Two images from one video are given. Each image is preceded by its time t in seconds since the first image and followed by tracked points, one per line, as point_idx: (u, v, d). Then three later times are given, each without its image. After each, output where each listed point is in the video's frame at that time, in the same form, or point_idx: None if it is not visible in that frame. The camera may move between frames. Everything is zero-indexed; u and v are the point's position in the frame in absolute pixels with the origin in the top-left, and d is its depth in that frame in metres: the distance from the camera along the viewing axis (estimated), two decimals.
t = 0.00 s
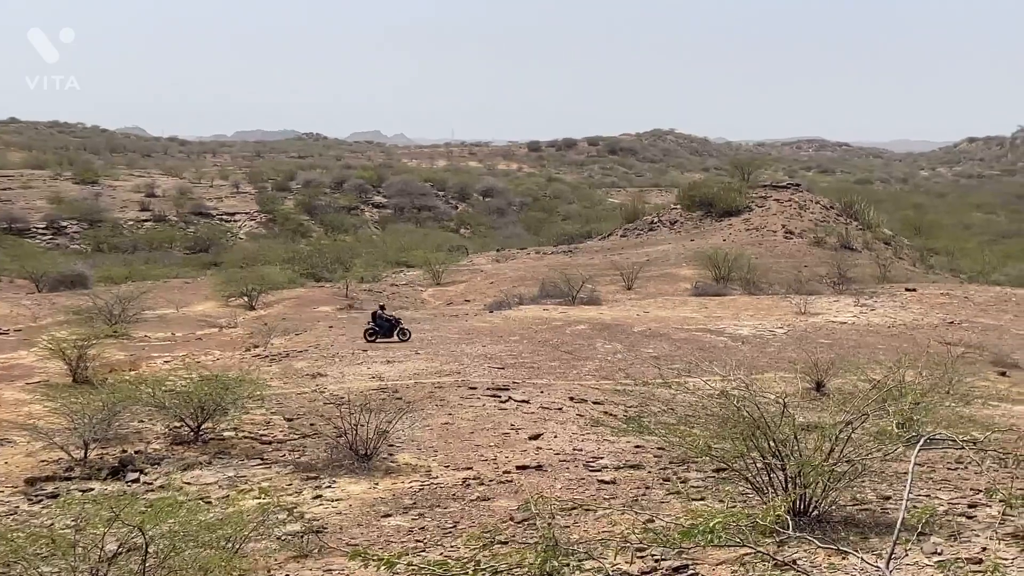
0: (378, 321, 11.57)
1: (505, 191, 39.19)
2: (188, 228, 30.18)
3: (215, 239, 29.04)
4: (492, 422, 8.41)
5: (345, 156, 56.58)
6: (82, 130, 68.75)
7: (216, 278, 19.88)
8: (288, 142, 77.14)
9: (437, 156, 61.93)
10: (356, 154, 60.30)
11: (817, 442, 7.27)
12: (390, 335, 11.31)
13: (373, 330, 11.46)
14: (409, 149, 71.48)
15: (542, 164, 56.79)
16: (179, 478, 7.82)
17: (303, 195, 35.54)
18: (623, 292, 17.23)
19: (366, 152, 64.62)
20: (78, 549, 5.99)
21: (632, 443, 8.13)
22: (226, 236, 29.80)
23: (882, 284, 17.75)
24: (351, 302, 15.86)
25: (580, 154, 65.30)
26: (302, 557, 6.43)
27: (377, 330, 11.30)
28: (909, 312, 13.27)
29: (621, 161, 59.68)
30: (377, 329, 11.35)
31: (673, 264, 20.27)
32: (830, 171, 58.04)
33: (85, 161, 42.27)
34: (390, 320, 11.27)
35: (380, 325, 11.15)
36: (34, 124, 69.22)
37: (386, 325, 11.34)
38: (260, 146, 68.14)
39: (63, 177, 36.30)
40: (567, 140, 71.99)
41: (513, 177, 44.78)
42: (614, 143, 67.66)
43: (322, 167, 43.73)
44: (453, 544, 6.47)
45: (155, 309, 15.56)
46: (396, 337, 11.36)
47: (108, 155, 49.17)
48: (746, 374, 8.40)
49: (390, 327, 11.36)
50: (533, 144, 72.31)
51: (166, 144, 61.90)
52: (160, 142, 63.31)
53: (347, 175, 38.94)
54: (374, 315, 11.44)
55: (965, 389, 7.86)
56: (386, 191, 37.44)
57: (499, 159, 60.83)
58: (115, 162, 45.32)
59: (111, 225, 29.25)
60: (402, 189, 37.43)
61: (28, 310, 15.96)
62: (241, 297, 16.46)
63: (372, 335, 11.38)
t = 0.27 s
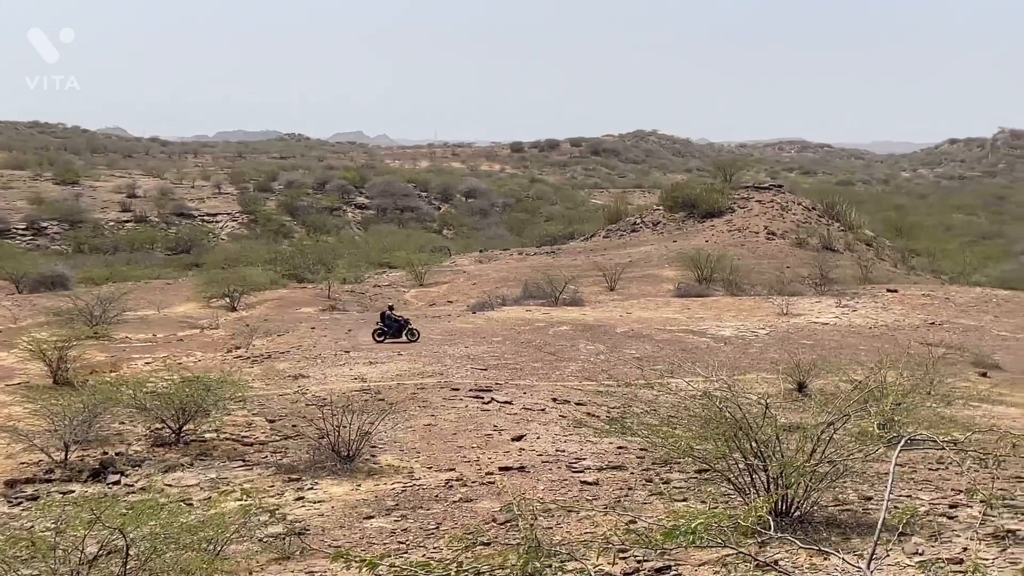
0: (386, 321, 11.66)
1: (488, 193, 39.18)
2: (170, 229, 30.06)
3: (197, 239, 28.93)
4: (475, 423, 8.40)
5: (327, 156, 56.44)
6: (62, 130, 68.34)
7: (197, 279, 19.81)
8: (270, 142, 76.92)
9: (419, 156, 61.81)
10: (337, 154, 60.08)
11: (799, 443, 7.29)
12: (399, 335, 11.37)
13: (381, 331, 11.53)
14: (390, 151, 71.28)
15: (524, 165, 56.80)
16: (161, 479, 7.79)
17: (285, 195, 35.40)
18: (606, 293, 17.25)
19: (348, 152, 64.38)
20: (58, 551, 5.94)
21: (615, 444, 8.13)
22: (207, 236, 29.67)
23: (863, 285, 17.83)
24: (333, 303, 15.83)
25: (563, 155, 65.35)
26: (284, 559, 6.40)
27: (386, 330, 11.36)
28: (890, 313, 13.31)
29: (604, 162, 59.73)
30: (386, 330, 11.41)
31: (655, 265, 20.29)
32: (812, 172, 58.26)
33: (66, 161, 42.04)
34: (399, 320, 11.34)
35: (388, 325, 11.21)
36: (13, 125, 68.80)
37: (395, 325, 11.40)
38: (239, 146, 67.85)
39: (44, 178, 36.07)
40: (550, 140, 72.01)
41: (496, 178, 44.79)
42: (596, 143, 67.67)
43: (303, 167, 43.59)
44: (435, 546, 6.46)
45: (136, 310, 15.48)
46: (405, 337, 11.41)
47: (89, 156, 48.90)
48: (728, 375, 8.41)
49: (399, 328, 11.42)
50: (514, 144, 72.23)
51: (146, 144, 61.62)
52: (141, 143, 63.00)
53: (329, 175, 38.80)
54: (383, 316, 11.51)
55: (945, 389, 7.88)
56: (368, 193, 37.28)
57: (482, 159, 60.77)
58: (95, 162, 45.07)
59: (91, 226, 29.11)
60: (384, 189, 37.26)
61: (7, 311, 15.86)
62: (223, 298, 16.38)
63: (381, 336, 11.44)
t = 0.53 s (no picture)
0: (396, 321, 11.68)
1: (468, 193, 39.15)
2: (149, 230, 29.94)
3: (176, 240, 28.82)
4: (455, 424, 8.39)
5: (307, 157, 56.22)
6: (39, 130, 67.89)
7: (177, 280, 19.72)
8: (249, 143, 76.66)
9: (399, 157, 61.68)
10: (317, 155, 59.83)
11: (778, 443, 7.31)
12: (408, 335, 11.39)
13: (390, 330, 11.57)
14: (370, 151, 71.11)
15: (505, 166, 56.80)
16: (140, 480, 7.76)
17: (265, 196, 35.24)
18: (587, 293, 17.28)
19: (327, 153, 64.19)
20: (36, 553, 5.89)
21: (595, 444, 8.14)
22: (186, 237, 29.53)
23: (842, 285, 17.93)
24: (313, 304, 15.79)
25: (544, 155, 65.40)
26: (263, 560, 6.37)
27: (395, 330, 11.39)
28: (869, 313, 13.39)
29: (584, 163, 59.79)
30: (395, 329, 11.43)
31: (636, 266, 20.32)
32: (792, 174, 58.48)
33: (45, 162, 41.77)
34: (408, 319, 11.36)
35: (397, 325, 11.23)
36: None
37: (404, 324, 11.43)
38: (217, 146, 67.57)
39: (23, 179, 35.82)
40: (531, 141, 72.04)
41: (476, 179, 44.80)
42: (576, 144, 67.73)
43: (283, 168, 43.46)
44: (415, 546, 6.46)
45: (114, 311, 15.40)
46: (414, 337, 11.43)
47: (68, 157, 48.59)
48: (708, 375, 8.44)
49: (408, 327, 11.44)
50: (494, 145, 72.17)
51: (124, 145, 61.31)
52: (118, 143, 62.65)
53: (309, 176, 38.61)
54: (392, 315, 11.54)
55: (923, 389, 7.93)
56: (348, 194, 37.02)
57: (462, 160, 60.74)
58: (74, 163, 44.81)
59: (70, 227, 28.96)
60: (364, 190, 37.10)
61: None
62: (203, 299, 16.32)
63: (390, 335, 11.47)
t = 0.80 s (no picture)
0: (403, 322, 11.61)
1: (446, 194, 39.05)
2: (126, 231, 29.80)
3: (153, 241, 28.73)
4: (433, 425, 8.39)
5: (286, 157, 55.95)
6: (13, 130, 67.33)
7: (154, 281, 19.60)
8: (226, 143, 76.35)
9: (378, 158, 61.47)
10: (294, 155, 59.48)
11: (756, 443, 7.34)
12: (414, 336, 11.38)
13: (396, 330, 11.55)
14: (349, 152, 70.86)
15: (483, 166, 56.70)
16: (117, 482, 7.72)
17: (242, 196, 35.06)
18: (565, 294, 17.30)
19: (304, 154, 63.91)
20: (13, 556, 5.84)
21: (573, 445, 8.15)
22: (163, 238, 29.37)
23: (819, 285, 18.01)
24: (291, 305, 15.74)
25: (523, 156, 65.44)
26: (241, 562, 6.35)
27: (401, 331, 11.37)
28: (845, 313, 13.45)
29: (562, 164, 59.78)
30: (401, 330, 11.41)
31: (614, 267, 20.34)
32: (770, 174, 58.75)
33: (21, 163, 41.46)
34: (414, 321, 11.33)
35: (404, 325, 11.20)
36: None
37: (411, 325, 11.41)
38: (194, 147, 67.15)
39: None
40: (510, 142, 72.05)
41: (455, 180, 44.80)
42: (555, 145, 67.69)
43: (260, 169, 43.27)
44: (393, 547, 6.45)
45: (90, 313, 15.31)
46: (421, 338, 11.41)
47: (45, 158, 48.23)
48: (686, 376, 8.46)
49: (414, 328, 11.42)
50: (473, 146, 72.01)
51: (101, 146, 60.92)
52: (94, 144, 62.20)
53: (287, 176, 38.34)
54: (398, 316, 11.52)
55: (899, 389, 7.97)
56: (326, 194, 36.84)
57: (441, 161, 60.68)
58: (50, 164, 44.48)
59: (46, 229, 28.75)
60: (342, 191, 36.88)
61: None
62: (180, 301, 16.23)
63: (396, 336, 11.45)
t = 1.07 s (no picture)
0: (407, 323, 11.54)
1: (423, 196, 38.94)
2: (102, 233, 29.64)
3: (128, 242, 28.53)
4: (410, 426, 8.39)
5: (262, 158, 55.70)
6: None
7: (128, 283, 19.50)
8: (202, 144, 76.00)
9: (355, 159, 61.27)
10: (270, 156, 59.14)
11: (732, 442, 7.37)
12: (419, 337, 11.35)
13: (400, 331, 11.52)
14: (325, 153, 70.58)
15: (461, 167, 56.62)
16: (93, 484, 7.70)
17: (219, 197, 34.83)
18: (541, 295, 17.32)
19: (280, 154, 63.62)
20: None
21: (550, 445, 8.16)
22: (139, 239, 29.19)
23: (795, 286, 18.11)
24: (267, 306, 15.70)
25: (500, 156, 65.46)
26: (217, 564, 6.32)
27: (406, 331, 11.33)
28: (820, 313, 13.51)
29: (540, 165, 59.77)
30: (406, 331, 11.38)
31: (591, 267, 20.36)
32: (747, 174, 59.01)
33: None
34: (419, 322, 11.31)
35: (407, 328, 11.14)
36: None
37: (415, 326, 11.38)
38: (168, 148, 66.69)
39: None
40: (487, 142, 72.10)
41: (431, 181, 44.79)
42: (532, 146, 67.65)
43: (237, 170, 43.07)
44: (369, 548, 6.46)
45: (64, 315, 15.22)
46: (425, 339, 11.37)
47: (20, 159, 47.84)
48: (662, 375, 8.48)
49: (419, 329, 11.39)
50: (450, 147, 71.87)
51: (76, 147, 60.48)
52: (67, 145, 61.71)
53: (262, 178, 38.05)
54: (402, 317, 11.49)
55: (873, 388, 8.02)
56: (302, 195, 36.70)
57: (416, 162, 60.63)
58: (24, 165, 44.13)
59: (21, 230, 28.52)
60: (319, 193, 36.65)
61: None
62: (156, 302, 16.14)
63: (400, 337, 11.41)
